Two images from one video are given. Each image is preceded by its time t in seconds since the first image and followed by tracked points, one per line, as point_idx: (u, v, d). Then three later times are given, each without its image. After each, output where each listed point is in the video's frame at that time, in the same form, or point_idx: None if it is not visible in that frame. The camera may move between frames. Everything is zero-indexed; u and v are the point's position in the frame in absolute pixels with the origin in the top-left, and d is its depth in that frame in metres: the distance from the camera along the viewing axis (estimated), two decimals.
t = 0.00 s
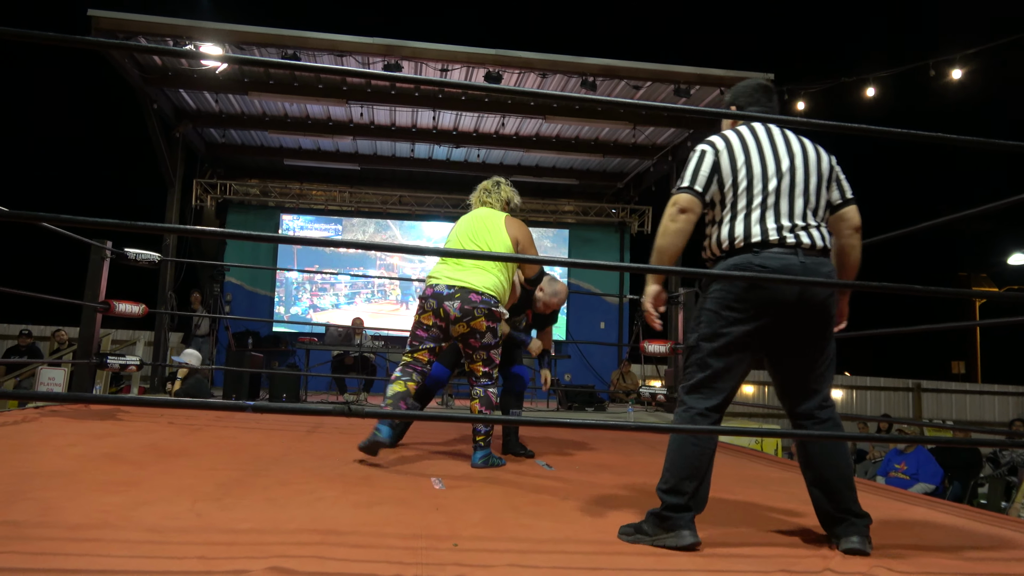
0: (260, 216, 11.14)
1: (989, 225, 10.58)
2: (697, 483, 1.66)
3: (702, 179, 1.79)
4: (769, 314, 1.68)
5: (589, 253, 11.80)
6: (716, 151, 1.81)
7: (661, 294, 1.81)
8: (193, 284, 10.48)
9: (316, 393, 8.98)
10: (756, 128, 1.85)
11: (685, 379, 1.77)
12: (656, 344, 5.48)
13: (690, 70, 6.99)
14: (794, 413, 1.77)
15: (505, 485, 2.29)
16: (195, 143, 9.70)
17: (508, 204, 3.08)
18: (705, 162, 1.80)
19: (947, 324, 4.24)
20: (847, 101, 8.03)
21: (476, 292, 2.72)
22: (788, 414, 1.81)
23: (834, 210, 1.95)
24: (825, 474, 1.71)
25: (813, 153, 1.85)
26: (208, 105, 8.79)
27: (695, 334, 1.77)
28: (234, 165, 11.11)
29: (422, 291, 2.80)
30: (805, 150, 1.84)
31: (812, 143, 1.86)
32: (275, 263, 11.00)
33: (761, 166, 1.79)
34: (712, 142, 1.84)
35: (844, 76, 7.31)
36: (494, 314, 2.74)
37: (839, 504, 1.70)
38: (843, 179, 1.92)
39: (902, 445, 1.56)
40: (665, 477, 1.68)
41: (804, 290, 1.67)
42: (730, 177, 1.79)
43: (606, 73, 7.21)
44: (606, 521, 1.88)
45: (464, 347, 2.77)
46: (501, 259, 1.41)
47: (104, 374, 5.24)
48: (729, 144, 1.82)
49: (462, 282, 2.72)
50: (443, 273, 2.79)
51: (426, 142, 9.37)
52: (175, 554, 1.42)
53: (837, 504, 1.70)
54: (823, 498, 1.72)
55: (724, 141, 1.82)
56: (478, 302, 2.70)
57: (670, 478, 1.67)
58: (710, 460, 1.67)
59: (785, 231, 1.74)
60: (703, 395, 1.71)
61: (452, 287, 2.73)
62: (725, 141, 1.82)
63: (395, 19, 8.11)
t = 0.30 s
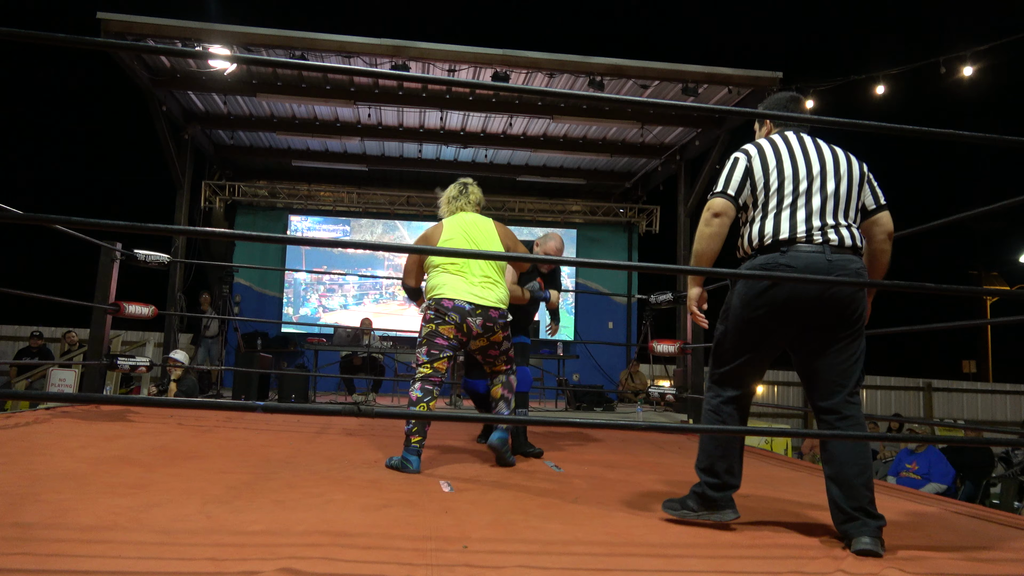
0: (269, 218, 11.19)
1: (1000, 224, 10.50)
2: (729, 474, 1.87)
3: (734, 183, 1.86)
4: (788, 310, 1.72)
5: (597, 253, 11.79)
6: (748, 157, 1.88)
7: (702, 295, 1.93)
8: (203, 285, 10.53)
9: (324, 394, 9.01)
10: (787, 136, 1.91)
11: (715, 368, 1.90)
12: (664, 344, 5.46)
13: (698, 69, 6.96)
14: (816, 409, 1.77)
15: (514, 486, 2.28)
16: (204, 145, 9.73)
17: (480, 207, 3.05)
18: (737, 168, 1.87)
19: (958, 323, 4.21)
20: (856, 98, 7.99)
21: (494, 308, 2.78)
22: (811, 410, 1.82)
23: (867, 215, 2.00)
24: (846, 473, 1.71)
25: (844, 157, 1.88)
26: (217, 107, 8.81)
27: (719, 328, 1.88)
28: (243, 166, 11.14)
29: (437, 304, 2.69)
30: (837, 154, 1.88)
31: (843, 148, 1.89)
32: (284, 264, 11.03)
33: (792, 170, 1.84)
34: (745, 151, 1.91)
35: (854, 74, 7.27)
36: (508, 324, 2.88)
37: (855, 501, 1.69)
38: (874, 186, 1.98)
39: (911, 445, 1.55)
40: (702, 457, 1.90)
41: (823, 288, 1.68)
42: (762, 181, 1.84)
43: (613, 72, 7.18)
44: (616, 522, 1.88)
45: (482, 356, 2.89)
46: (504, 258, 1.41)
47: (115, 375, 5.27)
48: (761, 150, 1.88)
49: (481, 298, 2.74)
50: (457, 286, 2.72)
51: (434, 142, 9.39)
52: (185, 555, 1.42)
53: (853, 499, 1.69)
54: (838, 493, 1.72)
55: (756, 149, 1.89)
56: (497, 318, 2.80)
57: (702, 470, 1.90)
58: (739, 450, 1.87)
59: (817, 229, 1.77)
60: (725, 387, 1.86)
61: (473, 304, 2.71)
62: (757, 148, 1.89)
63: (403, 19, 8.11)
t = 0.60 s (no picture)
0: (276, 219, 11.23)
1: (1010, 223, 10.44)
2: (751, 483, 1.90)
3: (718, 208, 1.95)
4: (778, 318, 1.85)
5: (603, 253, 11.79)
6: (727, 182, 1.98)
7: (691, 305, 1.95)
8: (211, 287, 10.57)
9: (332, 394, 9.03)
10: (757, 155, 2.04)
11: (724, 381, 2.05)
12: (672, 344, 5.45)
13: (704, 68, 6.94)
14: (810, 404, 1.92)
15: (522, 486, 2.28)
16: (211, 146, 9.76)
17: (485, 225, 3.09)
18: (719, 193, 1.97)
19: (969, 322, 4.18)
20: (863, 97, 7.96)
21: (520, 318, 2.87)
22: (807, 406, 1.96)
23: (835, 222, 2.12)
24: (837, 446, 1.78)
25: (812, 169, 2.02)
26: (224, 108, 8.85)
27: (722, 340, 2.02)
28: (250, 168, 11.16)
29: (470, 313, 2.72)
30: (805, 167, 2.02)
31: (809, 160, 2.03)
32: (291, 265, 11.06)
33: (767, 188, 1.96)
34: (721, 174, 2.02)
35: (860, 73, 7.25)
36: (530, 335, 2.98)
37: (842, 464, 1.76)
38: (841, 193, 2.10)
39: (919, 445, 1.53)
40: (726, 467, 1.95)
41: (806, 293, 1.81)
42: (741, 202, 1.98)
43: (620, 71, 7.16)
44: (623, 521, 1.88)
45: (501, 366, 2.92)
46: (513, 258, 1.41)
47: (125, 376, 5.29)
48: (735, 173, 2.00)
49: (512, 310, 2.83)
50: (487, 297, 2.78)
51: (440, 143, 9.41)
52: (194, 555, 1.43)
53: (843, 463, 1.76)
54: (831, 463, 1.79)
55: (730, 172, 2.01)
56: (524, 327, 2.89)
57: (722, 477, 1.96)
58: (760, 456, 1.91)
59: (799, 242, 1.90)
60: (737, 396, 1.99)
61: (505, 316, 2.80)
62: (733, 171, 2.01)
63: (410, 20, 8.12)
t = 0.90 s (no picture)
0: (281, 220, 11.28)
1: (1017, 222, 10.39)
2: (758, 483, 1.92)
3: (709, 211, 2.02)
4: (791, 319, 1.97)
5: (608, 253, 11.78)
6: (725, 187, 2.04)
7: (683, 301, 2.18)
8: (217, 288, 10.60)
9: (338, 395, 9.06)
10: (754, 164, 2.09)
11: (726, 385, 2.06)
12: (677, 344, 5.44)
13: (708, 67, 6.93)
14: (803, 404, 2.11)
15: (527, 487, 2.28)
16: (217, 148, 9.78)
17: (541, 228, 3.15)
18: (714, 198, 2.04)
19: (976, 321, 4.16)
20: (869, 95, 7.93)
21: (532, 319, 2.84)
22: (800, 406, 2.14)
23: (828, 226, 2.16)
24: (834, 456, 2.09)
25: (805, 180, 2.07)
26: (229, 110, 8.87)
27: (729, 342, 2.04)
28: (255, 169, 11.16)
29: (481, 310, 2.76)
30: (799, 176, 2.07)
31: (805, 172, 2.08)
32: (296, 266, 11.08)
33: (765, 195, 2.00)
34: (718, 180, 2.07)
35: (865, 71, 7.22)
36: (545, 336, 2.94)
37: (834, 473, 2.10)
38: (835, 200, 2.15)
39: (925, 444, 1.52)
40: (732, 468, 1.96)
41: (816, 295, 1.97)
42: (739, 207, 2.02)
43: (624, 71, 7.14)
44: (628, 522, 1.87)
45: (514, 365, 2.95)
46: (518, 259, 1.41)
47: (133, 378, 5.31)
48: (733, 181, 2.05)
49: (523, 310, 2.81)
50: (501, 296, 2.79)
51: (444, 144, 9.45)
52: (201, 556, 1.43)
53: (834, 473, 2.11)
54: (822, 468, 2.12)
55: (727, 179, 2.06)
56: (535, 328, 2.85)
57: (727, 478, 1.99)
58: (763, 454, 1.92)
59: (793, 248, 1.95)
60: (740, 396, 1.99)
61: (513, 314, 2.78)
62: (732, 176, 2.06)
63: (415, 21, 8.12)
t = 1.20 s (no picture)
0: (281, 222, 11.31)
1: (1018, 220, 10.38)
2: (759, 458, 1.97)
3: (750, 217, 2.15)
4: (809, 326, 2.09)
5: (608, 253, 11.79)
6: (762, 194, 2.17)
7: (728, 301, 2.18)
8: (218, 289, 10.61)
9: (339, 396, 9.06)
10: (789, 176, 2.22)
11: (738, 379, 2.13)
12: (678, 344, 5.43)
13: (709, 66, 6.91)
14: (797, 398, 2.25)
15: (528, 487, 2.28)
16: (217, 149, 9.79)
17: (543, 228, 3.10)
18: (753, 204, 2.16)
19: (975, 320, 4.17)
20: (869, 94, 7.93)
21: (524, 305, 2.80)
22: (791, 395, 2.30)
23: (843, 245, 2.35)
24: (824, 454, 2.17)
25: (832, 199, 2.24)
26: (229, 111, 8.86)
27: (748, 339, 2.11)
28: (256, 170, 11.15)
29: (471, 308, 2.81)
30: (827, 194, 2.23)
31: (833, 191, 2.24)
32: (297, 267, 11.08)
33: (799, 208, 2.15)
34: (756, 187, 2.20)
35: (865, 70, 7.22)
36: (540, 325, 2.86)
37: (822, 469, 2.18)
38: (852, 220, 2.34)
39: (927, 443, 1.52)
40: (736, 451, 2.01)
41: (834, 307, 2.09)
42: (776, 215, 2.15)
43: (624, 71, 7.12)
44: (629, 521, 1.87)
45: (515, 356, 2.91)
46: (519, 259, 1.41)
47: (132, 379, 5.30)
48: (772, 189, 2.17)
49: (507, 300, 2.78)
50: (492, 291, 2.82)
51: (444, 144, 9.47)
52: (202, 557, 1.43)
53: (822, 469, 2.18)
54: (812, 465, 2.19)
55: (767, 187, 2.18)
56: (527, 315, 2.79)
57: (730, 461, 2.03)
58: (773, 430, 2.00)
59: (819, 261, 2.12)
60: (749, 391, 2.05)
61: (501, 303, 2.77)
62: (770, 185, 2.19)
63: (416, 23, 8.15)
